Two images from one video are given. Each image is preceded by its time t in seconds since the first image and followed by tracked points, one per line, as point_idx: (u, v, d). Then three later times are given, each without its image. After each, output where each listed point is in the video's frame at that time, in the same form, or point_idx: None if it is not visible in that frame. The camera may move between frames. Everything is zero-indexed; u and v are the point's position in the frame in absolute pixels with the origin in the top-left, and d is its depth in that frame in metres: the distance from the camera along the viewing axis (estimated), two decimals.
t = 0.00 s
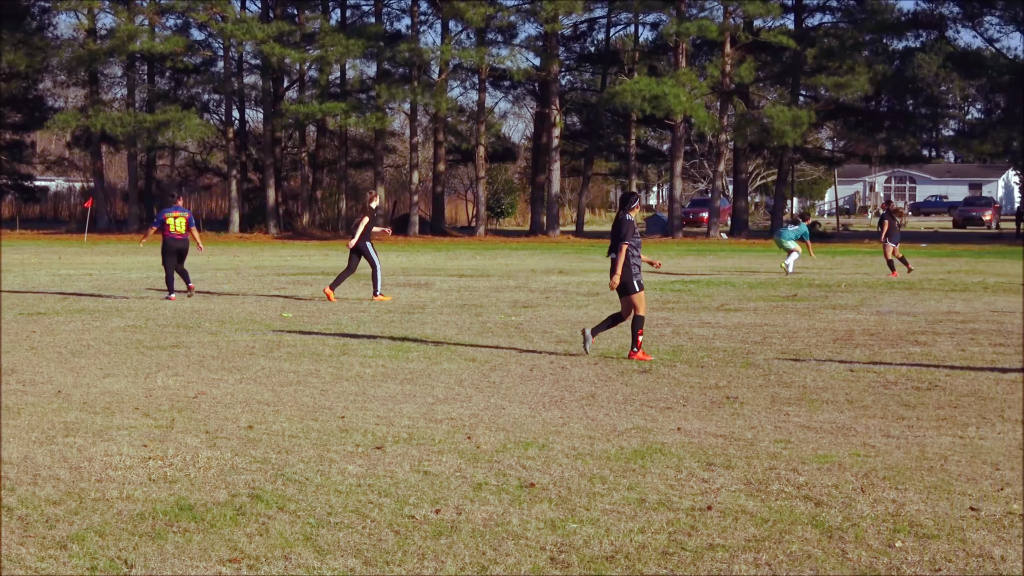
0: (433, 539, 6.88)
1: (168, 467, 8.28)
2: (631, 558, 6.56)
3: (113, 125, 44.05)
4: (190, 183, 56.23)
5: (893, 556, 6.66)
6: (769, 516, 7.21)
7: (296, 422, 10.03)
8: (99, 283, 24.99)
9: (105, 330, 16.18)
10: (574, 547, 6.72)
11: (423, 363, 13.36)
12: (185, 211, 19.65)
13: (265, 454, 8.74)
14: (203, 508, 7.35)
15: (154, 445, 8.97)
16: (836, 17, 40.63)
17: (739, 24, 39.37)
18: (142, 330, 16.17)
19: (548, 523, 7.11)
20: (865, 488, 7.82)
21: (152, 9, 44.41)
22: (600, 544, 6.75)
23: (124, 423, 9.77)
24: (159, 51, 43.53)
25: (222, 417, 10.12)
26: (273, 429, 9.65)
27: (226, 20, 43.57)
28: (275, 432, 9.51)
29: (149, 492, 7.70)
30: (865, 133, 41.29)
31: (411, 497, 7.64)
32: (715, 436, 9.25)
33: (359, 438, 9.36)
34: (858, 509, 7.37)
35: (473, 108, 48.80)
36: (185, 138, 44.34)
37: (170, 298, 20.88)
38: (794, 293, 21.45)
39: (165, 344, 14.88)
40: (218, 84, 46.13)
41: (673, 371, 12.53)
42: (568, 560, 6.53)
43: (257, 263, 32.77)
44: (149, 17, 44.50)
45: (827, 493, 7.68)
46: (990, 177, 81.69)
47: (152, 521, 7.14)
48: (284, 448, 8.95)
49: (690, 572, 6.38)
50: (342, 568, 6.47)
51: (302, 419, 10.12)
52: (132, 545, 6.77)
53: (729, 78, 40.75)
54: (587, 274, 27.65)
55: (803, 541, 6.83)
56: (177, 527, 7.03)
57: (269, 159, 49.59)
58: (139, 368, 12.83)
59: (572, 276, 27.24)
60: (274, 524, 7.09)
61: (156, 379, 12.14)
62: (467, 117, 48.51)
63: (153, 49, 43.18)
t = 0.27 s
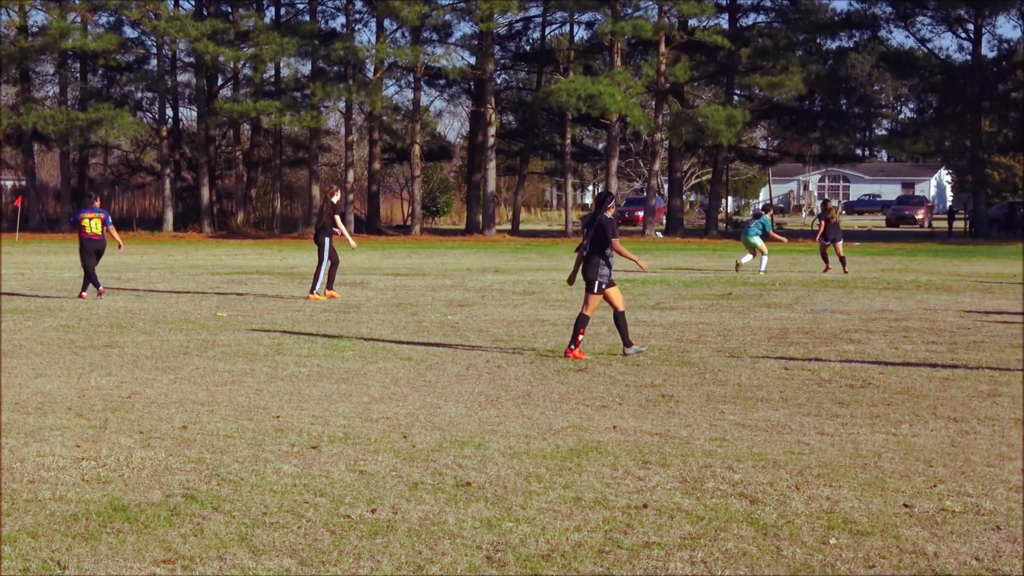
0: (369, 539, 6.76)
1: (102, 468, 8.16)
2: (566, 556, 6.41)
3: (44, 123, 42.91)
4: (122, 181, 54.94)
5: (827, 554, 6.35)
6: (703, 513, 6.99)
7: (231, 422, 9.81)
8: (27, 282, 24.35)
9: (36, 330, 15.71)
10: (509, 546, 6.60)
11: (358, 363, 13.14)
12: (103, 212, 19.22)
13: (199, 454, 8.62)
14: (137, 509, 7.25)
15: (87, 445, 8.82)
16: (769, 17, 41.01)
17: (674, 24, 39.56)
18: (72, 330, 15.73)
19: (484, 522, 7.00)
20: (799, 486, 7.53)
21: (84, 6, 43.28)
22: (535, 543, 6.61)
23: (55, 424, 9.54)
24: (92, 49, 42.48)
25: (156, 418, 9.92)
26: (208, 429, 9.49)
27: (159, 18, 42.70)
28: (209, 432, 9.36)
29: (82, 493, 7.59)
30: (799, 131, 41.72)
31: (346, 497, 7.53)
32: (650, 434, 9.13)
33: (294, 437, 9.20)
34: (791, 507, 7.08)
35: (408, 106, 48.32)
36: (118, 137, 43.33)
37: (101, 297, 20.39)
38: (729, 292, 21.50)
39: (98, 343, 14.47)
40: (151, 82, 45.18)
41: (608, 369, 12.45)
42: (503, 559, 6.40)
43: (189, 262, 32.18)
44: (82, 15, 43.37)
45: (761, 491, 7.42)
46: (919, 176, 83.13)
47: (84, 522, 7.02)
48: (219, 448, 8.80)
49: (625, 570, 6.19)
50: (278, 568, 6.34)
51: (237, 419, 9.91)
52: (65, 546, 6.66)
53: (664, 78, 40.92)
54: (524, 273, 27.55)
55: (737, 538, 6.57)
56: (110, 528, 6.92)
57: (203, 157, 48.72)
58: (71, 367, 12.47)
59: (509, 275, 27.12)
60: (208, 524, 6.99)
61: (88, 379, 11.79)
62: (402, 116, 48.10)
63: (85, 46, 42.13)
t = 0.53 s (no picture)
0: (312, 537, 6.65)
1: (42, 467, 8.00)
2: (509, 553, 6.32)
3: None
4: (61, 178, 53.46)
5: (771, 549, 6.24)
6: (647, 510, 6.91)
7: (172, 421, 9.62)
8: None
9: None
10: (453, 544, 6.50)
11: (301, 361, 12.92)
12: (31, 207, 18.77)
13: (141, 452, 8.48)
14: (79, 508, 7.14)
15: (25, 445, 8.63)
16: (711, 15, 41.26)
17: (616, 21, 39.63)
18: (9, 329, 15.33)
19: (429, 519, 6.89)
20: (742, 481, 7.46)
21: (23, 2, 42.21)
22: (479, 540, 6.52)
23: None
24: (29, 45, 41.46)
25: (97, 417, 9.71)
26: (149, 428, 9.31)
27: (99, 14, 41.82)
28: (150, 431, 9.18)
29: (21, 492, 7.44)
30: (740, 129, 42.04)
31: (290, 495, 7.41)
32: (595, 431, 9.06)
33: (237, 436, 9.04)
34: (734, 503, 6.99)
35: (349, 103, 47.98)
36: (57, 134, 42.36)
37: (38, 296, 19.93)
38: (671, 288, 21.54)
39: (37, 342, 14.11)
40: (90, 79, 44.24)
41: (552, 367, 12.37)
42: (446, 556, 6.31)
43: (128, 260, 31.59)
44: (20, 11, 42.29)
45: (703, 487, 7.34)
46: (860, 173, 84.31)
47: (23, 522, 6.90)
48: (159, 447, 8.65)
49: (567, 566, 6.12)
50: (220, 568, 6.26)
51: (179, 418, 9.73)
52: (5, 546, 6.55)
53: (607, 75, 40.96)
54: (468, 271, 27.44)
55: (682, 534, 6.49)
56: (51, 527, 6.81)
57: (144, 155, 47.91)
58: (9, 366, 12.14)
59: (452, 272, 27.00)
60: (151, 523, 6.89)
61: (28, 378, 11.48)
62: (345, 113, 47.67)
63: (23, 43, 41.10)
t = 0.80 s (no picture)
0: (267, 537, 6.56)
1: None
2: (465, 552, 6.24)
3: None
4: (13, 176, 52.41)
5: (727, 546, 6.20)
6: (604, 508, 6.86)
7: (127, 420, 9.46)
8: None
9: None
10: (409, 543, 6.41)
11: (256, 360, 12.74)
12: None
13: (95, 452, 8.33)
14: (32, 509, 7.03)
15: None
16: (666, 14, 41.35)
17: (571, 20, 39.61)
18: None
19: (384, 518, 6.80)
20: (699, 479, 7.43)
21: None
22: (435, 539, 6.44)
23: None
24: None
25: (50, 416, 9.52)
26: (103, 427, 9.14)
27: (51, 11, 41.08)
28: (105, 431, 9.01)
29: None
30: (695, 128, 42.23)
31: (245, 495, 7.31)
32: (551, 430, 9.01)
33: (192, 435, 8.90)
34: (691, 501, 6.95)
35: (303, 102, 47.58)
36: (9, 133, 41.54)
37: None
38: (627, 287, 21.55)
39: None
40: (42, 77, 43.43)
41: (509, 365, 12.29)
42: (402, 555, 6.23)
43: (81, 259, 31.09)
44: None
45: (660, 485, 7.30)
46: (814, 172, 85.14)
47: None
48: (113, 447, 8.51)
49: (523, 565, 6.05)
50: (175, 568, 6.17)
51: (133, 418, 9.56)
52: None
53: (562, 74, 40.96)
54: (424, 269, 27.30)
55: (639, 532, 6.44)
56: (4, 529, 6.70)
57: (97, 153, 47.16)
58: None
59: (409, 271, 26.84)
60: (106, 523, 6.78)
61: None
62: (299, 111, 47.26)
63: None
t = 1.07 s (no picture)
0: (244, 536, 6.50)
1: None
2: (444, 552, 6.21)
3: None
4: None
5: (704, 545, 6.17)
6: (581, 507, 6.83)
7: (102, 420, 9.36)
8: None
9: None
10: (387, 542, 6.36)
11: (232, 359, 12.65)
12: None
13: (70, 452, 8.24)
14: (5, 510, 6.94)
15: None
16: (642, 13, 41.39)
17: (547, 19, 39.58)
18: None
19: (361, 518, 6.75)
20: (676, 478, 7.41)
21: None
22: (413, 539, 6.39)
23: None
24: None
25: (24, 417, 9.40)
26: (78, 427, 9.04)
27: (24, 10, 40.72)
28: (80, 431, 8.90)
29: None
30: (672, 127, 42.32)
31: (222, 495, 7.24)
32: (528, 429, 8.97)
33: (168, 435, 8.81)
34: (668, 500, 6.93)
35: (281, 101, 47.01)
36: None
37: None
38: (603, 286, 21.54)
39: None
40: (15, 76, 43.03)
41: (485, 364, 12.24)
42: (380, 555, 6.18)
43: (56, 259, 30.82)
44: None
45: (638, 485, 7.28)
46: (790, 171, 85.55)
47: None
48: (89, 446, 8.42)
49: (500, 564, 6.01)
50: (152, 568, 6.10)
51: (109, 418, 9.45)
52: None
53: (538, 73, 40.94)
54: (401, 268, 27.18)
55: (616, 531, 6.41)
56: None
57: (71, 152, 46.76)
58: None
59: (385, 270, 26.72)
60: (82, 523, 6.71)
61: None
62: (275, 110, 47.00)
63: None
